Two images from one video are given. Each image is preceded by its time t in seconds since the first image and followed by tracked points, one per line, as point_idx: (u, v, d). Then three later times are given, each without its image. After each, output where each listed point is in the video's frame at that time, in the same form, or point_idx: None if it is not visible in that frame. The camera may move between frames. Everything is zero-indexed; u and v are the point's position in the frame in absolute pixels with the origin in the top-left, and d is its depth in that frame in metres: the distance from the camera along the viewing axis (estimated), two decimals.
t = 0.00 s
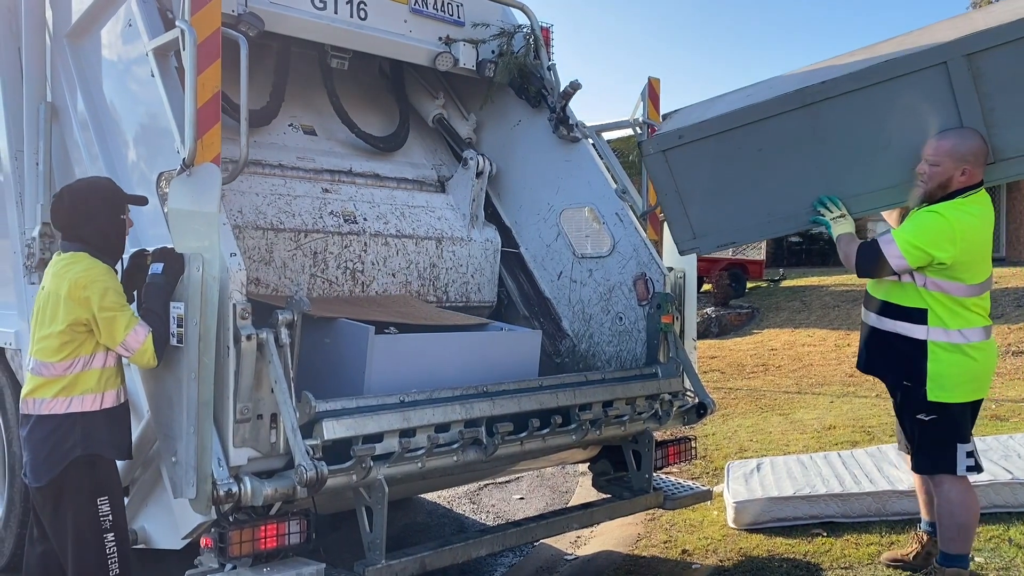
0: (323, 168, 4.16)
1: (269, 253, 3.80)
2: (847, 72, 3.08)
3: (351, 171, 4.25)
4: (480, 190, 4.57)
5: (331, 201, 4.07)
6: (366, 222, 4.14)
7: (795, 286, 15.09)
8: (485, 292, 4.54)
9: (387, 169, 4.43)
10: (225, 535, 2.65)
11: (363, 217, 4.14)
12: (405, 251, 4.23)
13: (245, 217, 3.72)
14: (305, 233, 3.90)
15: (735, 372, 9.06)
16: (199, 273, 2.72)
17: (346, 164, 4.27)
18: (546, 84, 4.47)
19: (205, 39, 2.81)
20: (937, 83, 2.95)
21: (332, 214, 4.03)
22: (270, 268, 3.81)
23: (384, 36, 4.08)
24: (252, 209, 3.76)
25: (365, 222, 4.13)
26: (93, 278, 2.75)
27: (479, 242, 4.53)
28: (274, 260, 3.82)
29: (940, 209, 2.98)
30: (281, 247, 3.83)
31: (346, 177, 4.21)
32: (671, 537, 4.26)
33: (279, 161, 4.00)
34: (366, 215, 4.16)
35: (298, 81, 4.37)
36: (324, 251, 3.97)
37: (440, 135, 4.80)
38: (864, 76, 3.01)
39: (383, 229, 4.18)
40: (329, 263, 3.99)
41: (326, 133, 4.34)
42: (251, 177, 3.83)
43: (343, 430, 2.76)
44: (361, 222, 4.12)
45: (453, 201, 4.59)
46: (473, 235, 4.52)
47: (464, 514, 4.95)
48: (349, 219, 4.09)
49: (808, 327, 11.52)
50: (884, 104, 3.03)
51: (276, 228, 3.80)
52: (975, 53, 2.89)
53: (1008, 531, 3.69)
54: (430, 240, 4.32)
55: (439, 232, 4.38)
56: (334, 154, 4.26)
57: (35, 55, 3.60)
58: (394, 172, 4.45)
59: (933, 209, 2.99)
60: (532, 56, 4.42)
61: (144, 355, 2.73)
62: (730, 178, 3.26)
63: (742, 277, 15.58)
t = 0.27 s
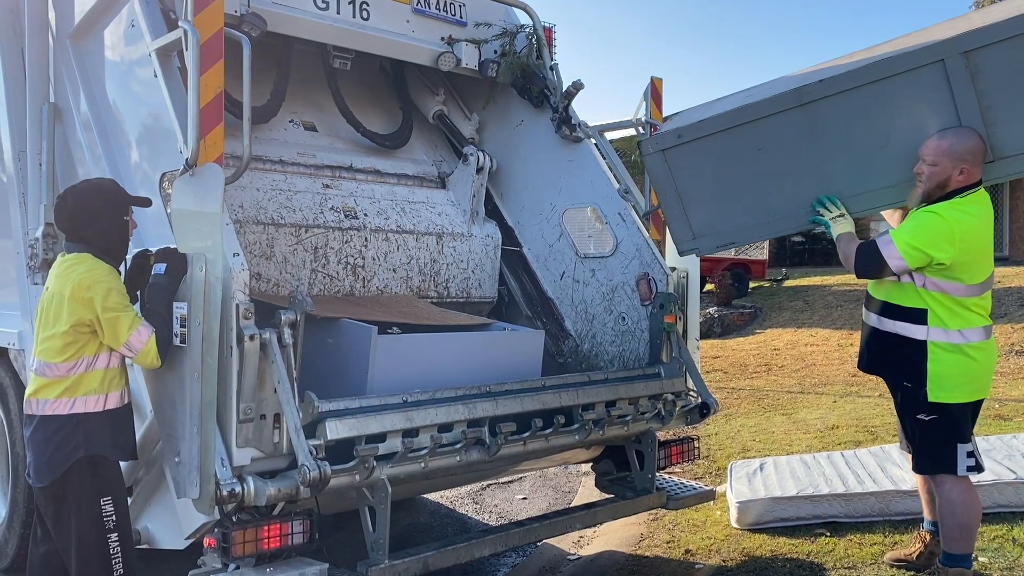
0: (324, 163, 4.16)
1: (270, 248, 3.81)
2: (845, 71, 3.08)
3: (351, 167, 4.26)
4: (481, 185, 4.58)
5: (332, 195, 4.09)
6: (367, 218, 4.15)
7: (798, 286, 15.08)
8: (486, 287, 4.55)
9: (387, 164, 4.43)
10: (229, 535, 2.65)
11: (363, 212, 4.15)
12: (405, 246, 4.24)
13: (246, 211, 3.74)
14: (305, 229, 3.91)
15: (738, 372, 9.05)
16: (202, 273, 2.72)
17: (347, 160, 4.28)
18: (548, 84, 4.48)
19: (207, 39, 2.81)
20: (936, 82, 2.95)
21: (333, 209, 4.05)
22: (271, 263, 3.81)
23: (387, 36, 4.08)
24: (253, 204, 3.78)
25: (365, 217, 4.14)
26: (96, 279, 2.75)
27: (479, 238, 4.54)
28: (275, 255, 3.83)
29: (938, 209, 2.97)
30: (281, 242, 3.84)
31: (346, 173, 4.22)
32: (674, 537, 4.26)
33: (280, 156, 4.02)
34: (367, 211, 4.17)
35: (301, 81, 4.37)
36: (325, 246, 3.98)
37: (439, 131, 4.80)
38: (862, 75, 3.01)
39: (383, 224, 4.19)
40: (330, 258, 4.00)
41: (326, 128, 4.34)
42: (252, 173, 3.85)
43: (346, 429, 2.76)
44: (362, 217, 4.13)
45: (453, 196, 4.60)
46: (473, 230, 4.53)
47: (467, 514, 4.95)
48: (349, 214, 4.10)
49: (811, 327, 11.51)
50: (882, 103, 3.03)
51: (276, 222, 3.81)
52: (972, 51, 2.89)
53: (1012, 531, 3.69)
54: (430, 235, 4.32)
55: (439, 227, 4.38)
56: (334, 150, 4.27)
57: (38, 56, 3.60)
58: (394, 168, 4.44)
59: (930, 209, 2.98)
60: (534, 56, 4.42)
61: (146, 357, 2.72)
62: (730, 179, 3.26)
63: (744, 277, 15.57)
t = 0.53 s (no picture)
0: (325, 161, 4.16)
1: (271, 244, 3.80)
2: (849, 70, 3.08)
3: (353, 164, 4.26)
4: (482, 182, 4.57)
5: (333, 193, 4.10)
6: (367, 214, 4.15)
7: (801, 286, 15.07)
8: (486, 284, 4.52)
9: (388, 162, 4.43)
10: (232, 536, 2.65)
11: (364, 209, 4.16)
12: (406, 242, 4.23)
13: (248, 208, 3.74)
14: (307, 224, 3.91)
15: (741, 372, 9.04)
16: (205, 274, 2.71)
17: (348, 158, 4.29)
18: (551, 84, 4.50)
19: (211, 40, 2.81)
20: (941, 81, 2.95)
21: (334, 206, 4.06)
22: (273, 259, 3.81)
23: (390, 37, 4.08)
24: (255, 200, 3.79)
25: (366, 214, 4.14)
26: (99, 280, 2.76)
27: (481, 235, 4.51)
28: (276, 250, 3.82)
29: (940, 209, 2.96)
30: (283, 238, 3.83)
31: (347, 170, 4.23)
32: (677, 538, 4.25)
33: (281, 154, 4.02)
34: (368, 207, 4.18)
35: (304, 81, 4.37)
36: (326, 241, 3.97)
37: (440, 127, 4.82)
38: (866, 73, 3.01)
39: (383, 220, 4.19)
40: (331, 255, 3.99)
41: (327, 125, 4.35)
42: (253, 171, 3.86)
43: (350, 430, 2.76)
44: (363, 214, 4.13)
45: (454, 193, 4.60)
46: (475, 228, 4.50)
47: (470, 515, 4.95)
48: (350, 211, 4.11)
49: (814, 327, 11.49)
50: (885, 103, 3.03)
51: (278, 218, 3.81)
52: (978, 51, 2.89)
53: (1016, 531, 3.68)
54: (431, 232, 4.32)
55: (440, 223, 4.38)
56: (335, 147, 4.28)
57: (42, 58, 3.62)
58: (394, 166, 4.44)
59: (933, 210, 2.97)
60: (537, 56, 4.43)
61: (149, 358, 2.72)
62: (732, 177, 3.26)
63: (747, 277, 15.56)
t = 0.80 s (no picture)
0: (328, 159, 4.17)
1: (274, 241, 3.80)
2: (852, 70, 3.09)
3: (355, 162, 4.26)
4: (484, 180, 4.58)
5: (335, 189, 4.10)
6: (369, 211, 4.15)
7: (804, 286, 15.06)
8: (488, 281, 4.53)
9: (391, 160, 4.43)
10: (236, 536, 2.65)
11: (366, 206, 4.15)
12: (409, 240, 4.23)
13: (250, 205, 3.73)
14: (309, 222, 3.91)
15: (744, 373, 9.03)
16: (209, 275, 2.72)
17: (350, 155, 4.28)
18: (554, 85, 4.49)
19: (214, 41, 2.81)
20: (946, 81, 2.95)
21: (336, 202, 4.06)
22: (276, 256, 3.80)
23: (393, 38, 4.08)
24: (258, 197, 3.79)
25: (368, 210, 4.14)
26: (103, 282, 2.76)
27: (483, 230, 4.54)
28: (279, 247, 3.81)
29: (946, 210, 2.96)
30: (286, 235, 3.83)
31: (350, 168, 4.23)
32: (681, 539, 4.25)
33: (283, 151, 4.02)
34: (369, 204, 4.17)
35: (307, 82, 4.38)
36: (329, 239, 3.97)
37: (442, 125, 4.80)
38: (869, 73, 3.02)
39: (386, 217, 4.19)
40: (333, 252, 3.99)
41: (329, 123, 4.36)
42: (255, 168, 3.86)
43: (354, 431, 2.76)
44: (365, 211, 4.13)
45: (455, 190, 4.61)
46: (476, 225, 4.52)
47: (474, 515, 4.95)
48: (352, 208, 4.10)
49: (818, 327, 11.48)
50: (888, 103, 3.03)
51: (281, 215, 3.81)
52: (984, 51, 2.89)
53: (1021, 532, 3.67)
54: (433, 229, 4.33)
55: (443, 221, 4.39)
56: (337, 145, 4.28)
57: (46, 59, 3.62)
58: (396, 164, 4.44)
59: (938, 211, 2.97)
60: (540, 57, 4.43)
61: (153, 359, 2.73)
62: (735, 177, 3.26)
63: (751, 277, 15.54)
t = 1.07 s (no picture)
0: (330, 159, 4.17)
1: (276, 240, 3.80)
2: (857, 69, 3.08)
3: (357, 162, 4.27)
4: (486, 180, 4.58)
5: (337, 189, 4.10)
6: (371, 211, 4.15)
7: (808, 287, 15.04)
8: (490, 280, 4.53)
9: (393, 159, 4.45)
10: (240, 537, 2.65)
11: (368, 206, 4.16)
12: (411, 239, 4.24)
13: (252, 205, 3.74)
14: (312, 221, 3.91)
15: (748, 373, 9.02)
16: (213, 275, 2.73)
17: (352, 155, 4.29)
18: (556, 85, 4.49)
19: (217, 43, 2.82)
20: (952, 81, 2.94)
21: (338, 202, 4.06)
22: (278, 256, 3.81)
23: (396, 39, 4.09)
24: (260, 197, 3.79)
25: (370, 210, 4.15)
26: (101, 282, 2.77)
27: (484, 231, 4.54)
28: (281, 247, 3.82)
29: (952, 210, 2.95)
30: (288, 235, 3.84)
31: (352, 168, 4.23)
32: (684, 539, 4.25)
33: (285, 151, 4.02)
34: (372, 204, 4.18)
35: (310, 83, 4.38)
36: (331, 239, 3.97)
37: (444, 125, 4.80)
38: (875, 73, 3.01)
39: (388, 217, 4.20)
40: (336, 251, 3.99)
41: (331, 123, 4.36)
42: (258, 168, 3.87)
43: (357, 432, 2.76)
44: (367, 211, 4.13)
45: (458, 190, 4.62)
46: (477, 223, 4.53)
47: (477, 516, 4.95)
48: (355, 207, 4.11)
49: (821, 328, 11.47)
50: (893, 103, 3.03)
51: (283, 215, 3.82)
52: (989, 51, 2.90)
53: None
54: (435, 228, 4.33)
55: (444, 220, 4.39)
56: (339, 145, 4.28)
57: (49, 61, 3.64)
58: (398, 163, 4.45)
59: (943, 211, 2.96)
60: (542, 58, 4.44)
61: (155, 356, 2.73)
62: (738, 176, 3.26)
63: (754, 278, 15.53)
